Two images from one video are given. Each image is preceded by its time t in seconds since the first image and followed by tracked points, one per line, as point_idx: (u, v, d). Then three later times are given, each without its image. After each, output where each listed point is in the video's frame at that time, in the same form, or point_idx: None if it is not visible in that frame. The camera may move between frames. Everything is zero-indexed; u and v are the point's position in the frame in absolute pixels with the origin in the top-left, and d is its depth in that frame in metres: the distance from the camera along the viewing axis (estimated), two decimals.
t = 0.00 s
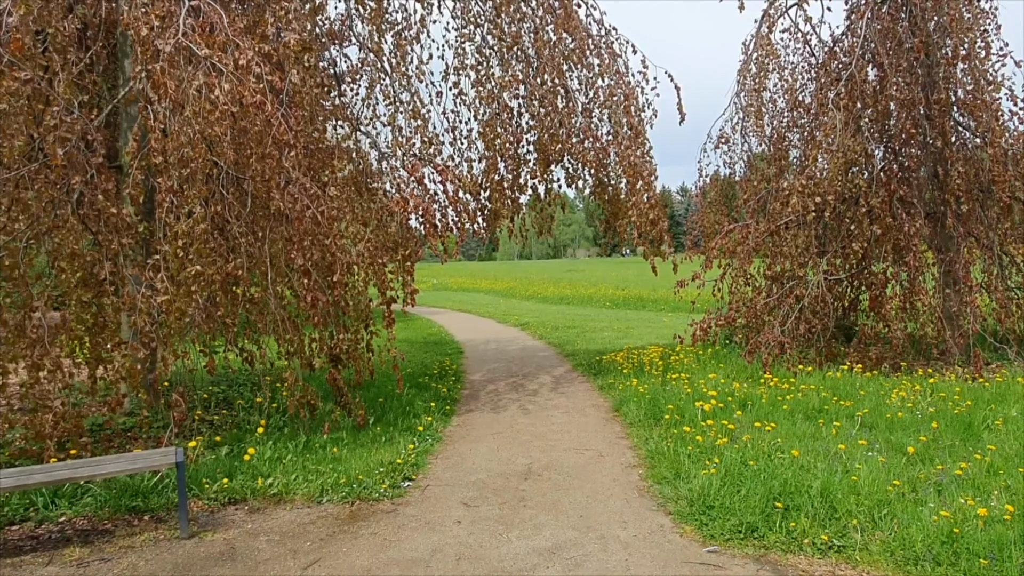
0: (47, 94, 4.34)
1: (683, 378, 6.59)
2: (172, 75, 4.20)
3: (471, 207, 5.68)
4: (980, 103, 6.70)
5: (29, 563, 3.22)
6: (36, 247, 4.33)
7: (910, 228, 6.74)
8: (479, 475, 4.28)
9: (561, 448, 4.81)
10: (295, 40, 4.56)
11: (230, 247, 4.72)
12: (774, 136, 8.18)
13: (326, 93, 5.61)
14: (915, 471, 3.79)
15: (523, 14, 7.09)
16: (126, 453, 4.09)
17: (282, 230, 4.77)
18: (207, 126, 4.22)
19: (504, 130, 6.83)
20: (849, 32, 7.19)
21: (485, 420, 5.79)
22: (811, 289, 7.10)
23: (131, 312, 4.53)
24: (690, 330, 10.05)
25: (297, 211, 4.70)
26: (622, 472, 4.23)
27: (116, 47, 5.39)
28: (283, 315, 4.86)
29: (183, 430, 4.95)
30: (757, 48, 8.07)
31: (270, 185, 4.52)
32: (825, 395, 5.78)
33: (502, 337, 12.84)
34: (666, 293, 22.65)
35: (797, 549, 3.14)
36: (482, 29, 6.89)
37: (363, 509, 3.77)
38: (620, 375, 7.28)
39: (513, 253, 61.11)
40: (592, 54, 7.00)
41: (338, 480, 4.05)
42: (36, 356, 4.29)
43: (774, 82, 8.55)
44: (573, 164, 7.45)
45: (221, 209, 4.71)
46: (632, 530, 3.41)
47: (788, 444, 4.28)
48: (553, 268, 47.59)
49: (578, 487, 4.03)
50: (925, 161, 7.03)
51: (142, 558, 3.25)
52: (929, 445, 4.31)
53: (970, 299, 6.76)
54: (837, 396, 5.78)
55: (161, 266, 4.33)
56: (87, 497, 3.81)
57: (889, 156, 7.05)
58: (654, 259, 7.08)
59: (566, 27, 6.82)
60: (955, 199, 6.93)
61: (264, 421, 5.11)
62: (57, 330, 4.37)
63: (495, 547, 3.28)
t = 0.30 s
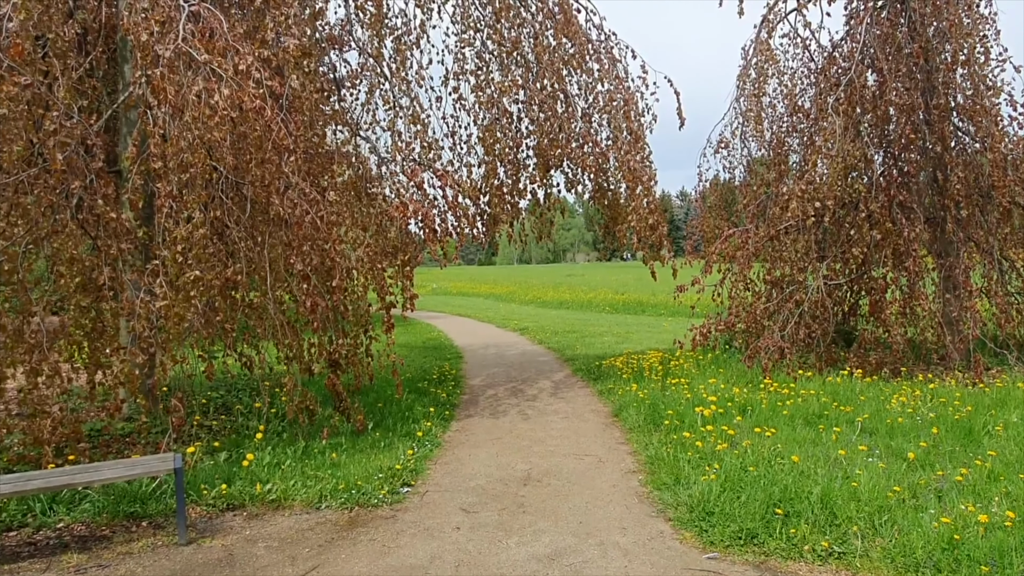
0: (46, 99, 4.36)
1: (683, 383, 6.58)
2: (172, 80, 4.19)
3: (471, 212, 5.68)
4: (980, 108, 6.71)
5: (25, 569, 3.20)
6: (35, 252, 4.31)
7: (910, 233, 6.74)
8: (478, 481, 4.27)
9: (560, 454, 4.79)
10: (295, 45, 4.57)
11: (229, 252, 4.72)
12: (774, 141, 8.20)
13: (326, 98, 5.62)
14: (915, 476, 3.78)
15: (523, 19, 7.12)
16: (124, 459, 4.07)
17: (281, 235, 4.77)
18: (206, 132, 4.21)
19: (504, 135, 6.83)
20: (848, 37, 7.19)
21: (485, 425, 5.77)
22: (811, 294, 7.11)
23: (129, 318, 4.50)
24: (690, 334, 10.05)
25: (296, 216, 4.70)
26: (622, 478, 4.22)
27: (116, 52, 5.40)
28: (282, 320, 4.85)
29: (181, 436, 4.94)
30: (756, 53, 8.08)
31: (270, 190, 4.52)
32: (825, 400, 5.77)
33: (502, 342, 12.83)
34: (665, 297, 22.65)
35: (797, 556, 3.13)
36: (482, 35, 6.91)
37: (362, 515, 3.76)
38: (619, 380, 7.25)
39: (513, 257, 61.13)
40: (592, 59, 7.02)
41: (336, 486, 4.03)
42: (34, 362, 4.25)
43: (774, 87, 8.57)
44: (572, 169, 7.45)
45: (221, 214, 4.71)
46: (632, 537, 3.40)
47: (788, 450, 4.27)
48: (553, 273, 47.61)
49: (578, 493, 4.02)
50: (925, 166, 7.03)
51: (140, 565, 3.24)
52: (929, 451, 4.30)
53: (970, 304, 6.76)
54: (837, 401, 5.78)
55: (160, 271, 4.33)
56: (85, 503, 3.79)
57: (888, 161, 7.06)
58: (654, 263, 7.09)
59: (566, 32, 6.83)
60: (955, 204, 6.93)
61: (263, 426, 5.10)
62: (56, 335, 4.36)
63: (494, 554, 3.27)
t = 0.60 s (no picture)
0: (46, 104, 4.34)
1: (683, 389, 6.57)
2: (171, 85, 4.19)
3: (470, 217, 5.67)
4: (979, 114, 6.71)
5: None
6: (34, 256, 4.34)
7: (910, 238, 6.74)
8: (477, 487, 4.25)
9: (560, 459, 4.78)
10: (294, 50, 4.56)
11: (228, 257, 4.72)
12: (774, 146, 8.21)
13: (326, 102, 5.63)
14: (916, 483, 3.76)
15: (522, 24, 7.12)
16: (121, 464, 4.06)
17: (280, 239, 4.76)
18: (206, 136, 4.16)
19: (504, 140, 6.83)
20: (848, 42, 7.20)
21: (484, 431, 5.76)
22: (811, 299, 7.10)
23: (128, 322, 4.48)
24: (690, 339, 10.04)
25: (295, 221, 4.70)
26: (621, 484, 4.20)
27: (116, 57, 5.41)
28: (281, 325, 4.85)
29: (179, 441, 4.92)
30: (756, 58, 8.09)
31: (269, 195, 4.53)
32: (825, 406, 5.75)
33: (501, 346, 12.82)
34: (665, 302, 22.64)
35: (798, 563, 3.11)
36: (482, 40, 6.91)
37: (360, 521, 3.74)
38: (618, 385, 7.24)
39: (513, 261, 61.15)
40: (591, 64, 7.02)
41: (335, 492, 4.01)
42: (32, 366, 4.23)
43: (773, 93, 8.58)
44: (572, 173, 7.45)
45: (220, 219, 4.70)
46: (631, 544, 3.38)
47: (788, 456, 4.25)
48: (553, 277, 47.59)
49: (577, 499, 4.00)
50: (925, 171, 7.02)
51: (137, 571, 3.22)
52: (929, 457, 4.29)
53: (970, 309, 6.75)
54: (838, 407, 5.76)
55: (158, 276, 4.32)
56: (82, 508, 3.77)
57: (888, 166, 7.07)
58: (654, 268, 7.09)
59: (566, 37, 6.84)
60: (955, 210, 6.93)
61: (262, 432, 5.09)
62: (53, 340, 4.35)
63: (493, 561, 3.25)
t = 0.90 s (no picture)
0: (44, 108, 4.34)
1: (683, 394, 6.54)
2: (170, 89, 4.17)
3: (470, 221, 5.66)
4: (980, 118, 6.70)
5: None
6: (31, 260, 4.35)
7: (911, 243, 6.72)
8: (476, 493, 4.22)
9: (560, 465, 4.75)
10: (292, 54, 4.55)
11: (226, 261, 4.71)
12: (774, 150, 8.21)
13: (326, 106, 5.65)
14: (917, 488, 3.74)
15: (522, 28, 7.12)
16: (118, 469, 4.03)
17: (278, 244, 4.75)
18: (204, 140, 4.17)
19: (503, 144, 6.83)
20: (848, 46, 7.19)
21: (484, 436, 5.74)
22: (811, 303, 7.10)
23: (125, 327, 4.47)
24: (690, 344, 10.02)
25: (294, 224, 4.70)
26: (621, 490, 4.18)
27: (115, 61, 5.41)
28: (280, 329, 4.84)
29: (177, 446, 4.90)
30: (756, 62, 8.09)
31: (267, 199, 4.52)
32: (825, 411, 5.73)
33: (501, 351, 12.80)
34: (666, 306, 22.62)
35: (799, 569, 3.08)
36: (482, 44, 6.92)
37: (358, 527, 3.72)
38: (618, 390, 7.21)
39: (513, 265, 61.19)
40: (591, 68, 7.03)
41: (333, 498, 3.99)
42: (29, 371, 4.23)
43: (774, 97, 8.58)
44: (572, 178, 7.45)
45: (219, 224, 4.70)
46: (631, 550, 3.36)
47: (789, 461, 4.23)
48: (554, 281, 47.59)
49: (576, 505, 3.98)
50: (925, 175, 6.98)
51: None
52: (930, 463, 4.26)
53: (971, 314, 6.74)
54: (838, 412, 5.74)
55: (156, 280, 4.31)
56: (78, 514, 3.75)
57: (888, 171, 7.02)
58: (654, 272, 7.08)
59: (565, 41, 6.84)
60: (955, 214, 6.92)
61: (260, 437, 5.07)
62: (51, 344, 4.34)
63: (492, 567, 3.23)
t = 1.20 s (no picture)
0: (41, 109, 4.32)
1: (684, 398, 6.50)
2: (167, 90, 4.15)
3: (469, 224, 5.62)
4: (981, 122, 6.70)
5: None
6: (27, 263, 4.34)
7: (913, 247, 6.67)
8: (475, 498, 4.18)
9: (559, 470, 4.71)
10: (291, 55, 4.52)
11: (223, 263, 4.69)
12: (774, 153, 8.20)
13: (325, 109, 5.64)
14: (920, 494, 3.70)
15: (523, 31, 7.10)
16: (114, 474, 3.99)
17: (276, 247, 4.73)
18: (201, 142, 4.11)
19: (504, 146, 6.80)
20: (849, 50, 7.17)
21: (483, 440, 5.70)
22: (812, 307, 7.08)
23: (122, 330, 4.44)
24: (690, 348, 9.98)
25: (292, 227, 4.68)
26: (621, 495, 4.13)
27: (113, 63, 5.39)
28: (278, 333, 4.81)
29: (173, 450, 4.87)
30: (756, 66, 8.08)
31: (265, 201, 4.50)
32: (827, 416, 5.70)
33: (501, 355, 12.76)
34: (666, 310, 22.58)
35: None
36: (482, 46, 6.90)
37: (356, 533, 3.68)
38: (618, 394, 7.17)
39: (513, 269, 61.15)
40: (591, 70, 7.00)
41: (330, 503, 3.94)
42: (25, 375, 4.21)
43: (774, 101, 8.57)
44: (572, 181, 7.42)
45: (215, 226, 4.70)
46: (631, 556, 3.32)
47: (790, 467, 4.19)
48: (554, 285, 47.55)
49: (576, 511, 3.94)
50: (926, 178, 6.98)
51: None
52: (933, 469, 4.22)
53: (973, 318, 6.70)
54: (840, 417, 5.70)
55: (153, 283, 4.28)
56: (73, 519, 3.72)
57: (889, 174, 6.99)
58: (654, 276, 7.05)
59: (566, 44, 6.83)
60: (957, 218, 6.87)
61: (257, 441, 5.03)
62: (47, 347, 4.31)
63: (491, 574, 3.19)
